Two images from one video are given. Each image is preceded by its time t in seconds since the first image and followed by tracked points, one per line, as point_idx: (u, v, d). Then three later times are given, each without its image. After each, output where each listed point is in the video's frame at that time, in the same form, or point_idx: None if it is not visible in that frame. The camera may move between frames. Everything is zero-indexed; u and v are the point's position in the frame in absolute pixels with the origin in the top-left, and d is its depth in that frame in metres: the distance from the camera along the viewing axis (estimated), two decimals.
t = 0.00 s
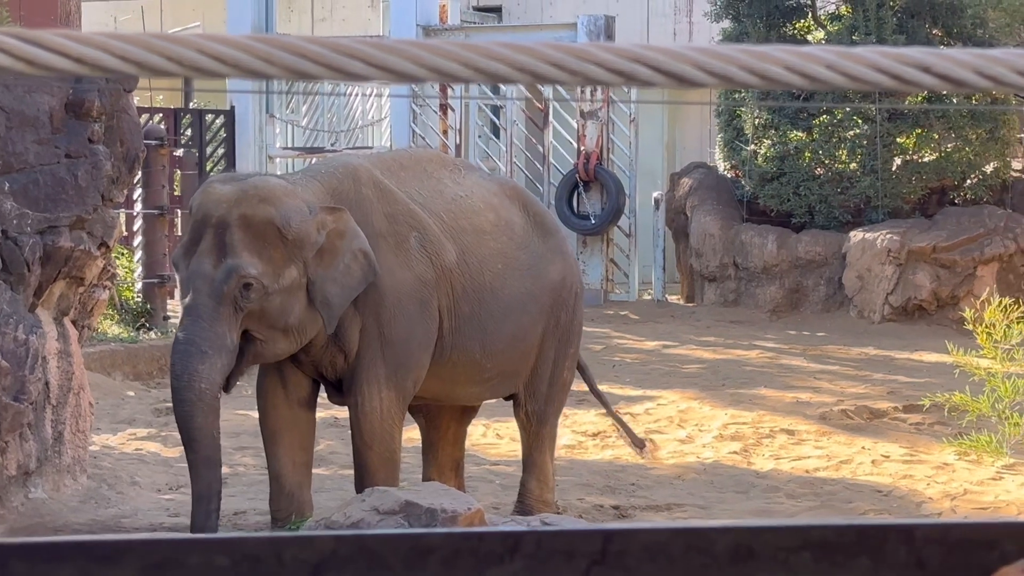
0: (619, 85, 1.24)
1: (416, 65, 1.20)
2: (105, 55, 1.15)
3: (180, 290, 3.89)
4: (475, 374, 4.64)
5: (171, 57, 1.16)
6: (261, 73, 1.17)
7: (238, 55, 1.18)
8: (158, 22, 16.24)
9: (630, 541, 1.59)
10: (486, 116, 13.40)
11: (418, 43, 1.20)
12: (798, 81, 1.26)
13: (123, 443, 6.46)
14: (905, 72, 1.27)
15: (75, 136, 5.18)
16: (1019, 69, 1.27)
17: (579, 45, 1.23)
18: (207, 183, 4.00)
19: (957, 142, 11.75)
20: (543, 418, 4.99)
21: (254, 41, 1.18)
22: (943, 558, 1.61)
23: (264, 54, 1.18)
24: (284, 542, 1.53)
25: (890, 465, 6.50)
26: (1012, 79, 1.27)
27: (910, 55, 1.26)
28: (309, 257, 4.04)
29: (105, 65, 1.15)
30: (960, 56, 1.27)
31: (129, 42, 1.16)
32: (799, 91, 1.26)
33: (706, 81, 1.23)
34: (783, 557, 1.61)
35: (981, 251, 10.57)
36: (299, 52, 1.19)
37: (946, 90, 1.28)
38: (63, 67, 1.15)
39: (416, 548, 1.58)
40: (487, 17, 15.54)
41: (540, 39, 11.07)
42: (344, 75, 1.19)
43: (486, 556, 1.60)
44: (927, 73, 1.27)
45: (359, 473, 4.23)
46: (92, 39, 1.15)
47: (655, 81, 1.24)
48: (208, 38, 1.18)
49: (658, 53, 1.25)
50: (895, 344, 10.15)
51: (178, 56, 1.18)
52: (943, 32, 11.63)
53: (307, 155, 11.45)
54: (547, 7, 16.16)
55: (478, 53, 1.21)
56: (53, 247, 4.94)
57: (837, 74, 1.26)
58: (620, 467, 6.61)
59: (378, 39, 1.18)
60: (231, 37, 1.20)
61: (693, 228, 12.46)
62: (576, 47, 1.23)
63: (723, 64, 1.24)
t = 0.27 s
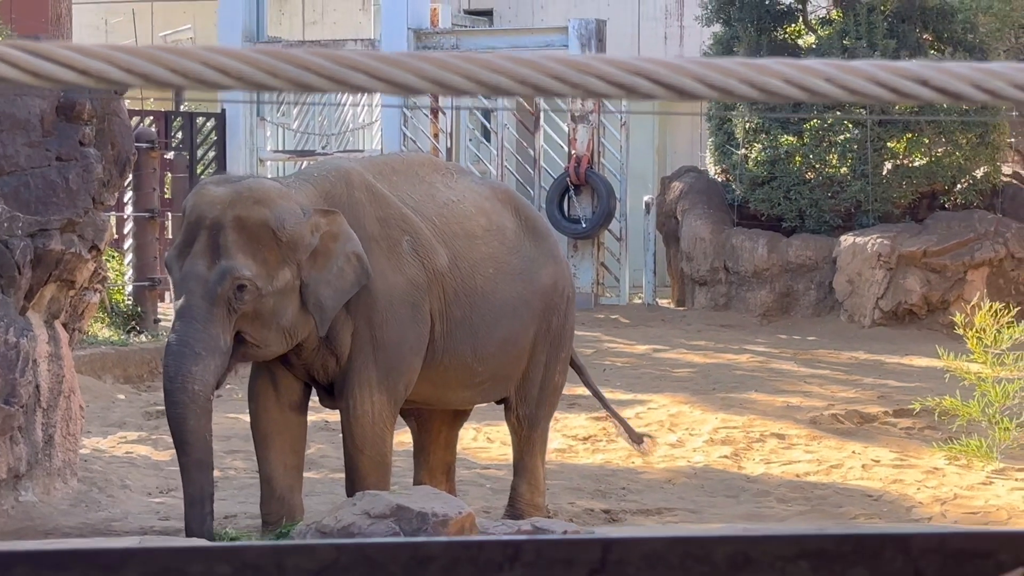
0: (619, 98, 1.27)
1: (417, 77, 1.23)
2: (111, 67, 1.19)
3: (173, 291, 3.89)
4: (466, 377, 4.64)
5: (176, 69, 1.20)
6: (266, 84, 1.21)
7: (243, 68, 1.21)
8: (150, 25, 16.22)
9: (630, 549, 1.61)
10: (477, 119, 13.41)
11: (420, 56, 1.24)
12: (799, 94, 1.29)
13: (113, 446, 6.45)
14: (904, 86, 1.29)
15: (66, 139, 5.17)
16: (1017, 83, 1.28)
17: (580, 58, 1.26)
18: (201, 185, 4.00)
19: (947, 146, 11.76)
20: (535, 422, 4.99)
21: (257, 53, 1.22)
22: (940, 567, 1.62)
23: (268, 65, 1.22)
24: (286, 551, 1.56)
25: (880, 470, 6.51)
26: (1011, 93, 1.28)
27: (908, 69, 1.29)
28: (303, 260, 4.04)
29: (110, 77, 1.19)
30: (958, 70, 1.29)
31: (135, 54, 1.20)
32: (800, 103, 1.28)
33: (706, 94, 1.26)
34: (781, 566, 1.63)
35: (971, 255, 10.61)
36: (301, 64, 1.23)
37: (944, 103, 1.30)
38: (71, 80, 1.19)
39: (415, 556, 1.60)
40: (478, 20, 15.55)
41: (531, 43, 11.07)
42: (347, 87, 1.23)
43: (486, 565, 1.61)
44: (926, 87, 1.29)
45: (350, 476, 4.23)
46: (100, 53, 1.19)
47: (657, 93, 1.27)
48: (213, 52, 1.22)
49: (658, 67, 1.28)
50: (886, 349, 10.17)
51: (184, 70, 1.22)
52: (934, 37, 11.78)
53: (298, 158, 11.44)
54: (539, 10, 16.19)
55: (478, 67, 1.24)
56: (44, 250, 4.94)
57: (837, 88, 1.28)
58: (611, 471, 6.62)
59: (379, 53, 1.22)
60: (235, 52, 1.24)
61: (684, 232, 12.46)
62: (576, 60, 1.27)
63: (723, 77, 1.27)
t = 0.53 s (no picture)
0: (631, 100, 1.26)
1: (429, 77, 1.22)
2: (123, 69, 1.17)
3: (167, 295, 3.88)
4: (460, 381, 4.64)
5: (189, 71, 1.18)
6: (280, 85, 1.19)
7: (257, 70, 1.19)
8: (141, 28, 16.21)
9: (637, 549, 1.61)
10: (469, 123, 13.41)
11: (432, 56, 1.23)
12: (810, 96, 1.28)
13: (105, 449, 6.43)
14: (915, 87, 1.28)
15: (59, 142, 5.15)
16: None
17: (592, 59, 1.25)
18: (195, 189, 4.00)
19: (940, 151, 11.85)
20: (527, 426, 4.99)
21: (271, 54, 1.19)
22: (948, 568, 1.62)
23: (281, 67, 1.20)
24: (295, 556, 1.57)
25: (873, 474, 6.52)
26: (1020, 95, 1.28)
27: (921, 70, 1.27)
28: (297, 264, 4.03)
29: (123, 79, 1.17)
30: (969, 71, 1.28)
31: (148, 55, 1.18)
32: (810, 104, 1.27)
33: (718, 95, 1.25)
34: (789, 568, 1.63)
35: (963, 259, 10.65)
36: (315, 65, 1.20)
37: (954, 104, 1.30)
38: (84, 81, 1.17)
39: (423, 561, 1.61)
40: (470, 24, 15.56)
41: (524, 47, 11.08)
42: (360, 89, 1.21)
43: (496, 567, 1.62)
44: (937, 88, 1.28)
45: (343, 480, 4.22)
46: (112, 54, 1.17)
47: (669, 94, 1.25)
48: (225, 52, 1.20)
49: (671, 68, 1.27)
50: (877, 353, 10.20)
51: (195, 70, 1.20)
52: (926, 41, 11.78)
53: (290, 161, 11.43)
54: (530, 14, 16.20)
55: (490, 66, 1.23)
56: (37, 253, 4.93)
57: (849, 90, 1.27)
58: (604, 475, 6.62)
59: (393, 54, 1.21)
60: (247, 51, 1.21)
61: (676, 236, 12.45)
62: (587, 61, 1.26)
63: (735, 79, 1.26)
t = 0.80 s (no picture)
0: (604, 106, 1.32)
1: (400, 85, 1.28)
2: (98, 77, 1.25)
3: (155, 303, 3.88)
4: (449, 385, 4.64)
5: (161, 77, 1.26)
6: (250, 93, 1.26)
7: (226, 77, 1.27)
8: (130, 32, 16.17)
9: (612, 558, 1.69)
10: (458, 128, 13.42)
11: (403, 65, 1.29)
12: (783, 104, 1.33)
13: (93, 454, 6.42)
14: (888, 96, 1.33)
15: (47, 146, 5.13)
16: (997, 93, 1.33)
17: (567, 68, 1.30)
18: (181, 196, 3.98)
19: (927, 156, 11.88)
20: (516, 430, 4.98)
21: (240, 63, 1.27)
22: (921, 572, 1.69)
23: (251, 74, 1.27)
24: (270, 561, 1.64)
25: (860, 478, 6.54)
26: (992, 103, 1.33)
27: (893, 79, 1.33)
28: (284, 270, 4.03)
29: (98, 87, 1.25)
30: (940, 81, 1.33)
31: (121, 63, 1.26)
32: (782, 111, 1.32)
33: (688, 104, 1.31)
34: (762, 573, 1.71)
35: (951, 264, 10.69)
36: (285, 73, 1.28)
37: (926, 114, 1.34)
38: (60, 88, 1.25)
39: (400, 565, 1.67)
40: (459, 28, 15.56)
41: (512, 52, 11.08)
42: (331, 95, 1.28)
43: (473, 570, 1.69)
44: (910, 97, 1.33)
45: (331, 485, 4.22)
46: (87, 63, 1.25)
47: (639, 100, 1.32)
48: (197, 61, 1.28)
49: (644, 77, 1.32)
50: (866, 357, 10.22)
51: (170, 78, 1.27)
52: (914, 46, 11.82)
53: (278, 166, 11.42)
54: (519, 18, 16.20)
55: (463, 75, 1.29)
56: (24, 258, 4.92)
57: (821, 98, 1.32)
58: (592, 479, 6.62)
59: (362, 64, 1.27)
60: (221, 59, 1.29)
61: (664, 240, 12.46)
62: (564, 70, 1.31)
63: (708, 88, 1.32)
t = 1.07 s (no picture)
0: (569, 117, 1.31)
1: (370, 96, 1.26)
2: (63, 86, 1.22)
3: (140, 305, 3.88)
4: (435, 389, 4.65)
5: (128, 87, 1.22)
6: (218, 103, 1.24)
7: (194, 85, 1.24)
8: (116, 36, 16.13)
9: (580, 564, 1.79)
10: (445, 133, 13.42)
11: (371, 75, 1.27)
12: (746, 113, 1.33)
13: (78, 459, 6.40)
14: (849, 105, 1.35)
15: (32, 150, 5.06)
16: (958, 102, 1.35)
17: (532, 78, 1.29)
18: (167, 198, 3.99)
19: (913, 160, 11.94)
20: (501, 434, 5.00)
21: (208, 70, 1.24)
22: None
23: (219, 83, 1.25)
24: (243, 566, 1.75)
25: (845, 483, 6.56)
26: (953, 113, 1.35)
27: (854, 88, 1.35)
28: (269, 274, 4.03)
29: (63, 96, 1.22)
30: (902, 90, 1.35)
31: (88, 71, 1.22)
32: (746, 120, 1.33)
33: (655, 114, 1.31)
34: None
35: (937, 268, 10.74)
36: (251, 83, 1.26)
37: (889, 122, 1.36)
38: (21, 96, 1.22)
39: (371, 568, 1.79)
40: (446, 33, 15.58)
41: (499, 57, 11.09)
42: (299, 106, 1.26)
43: None
44: (871, 105, 1.35)
45: (316, 490, 4.23)
46: (51, 70, 1.22)
47: (605, 111, 1.32)
48: (165, 69, 1.25)
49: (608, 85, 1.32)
50: (853, 361, 10.26)
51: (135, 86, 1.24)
52: (899, 51, 11.89)
53: (265, 170, 11.41)
54: (505, 23, 16.23)
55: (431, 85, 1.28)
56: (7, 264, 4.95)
57: (783, 107, 1.33)
58: (578, 484, 6.63)
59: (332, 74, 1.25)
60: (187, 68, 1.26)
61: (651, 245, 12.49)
62: (528, 79, 1.30)
63: (672, 97, 1.31)
